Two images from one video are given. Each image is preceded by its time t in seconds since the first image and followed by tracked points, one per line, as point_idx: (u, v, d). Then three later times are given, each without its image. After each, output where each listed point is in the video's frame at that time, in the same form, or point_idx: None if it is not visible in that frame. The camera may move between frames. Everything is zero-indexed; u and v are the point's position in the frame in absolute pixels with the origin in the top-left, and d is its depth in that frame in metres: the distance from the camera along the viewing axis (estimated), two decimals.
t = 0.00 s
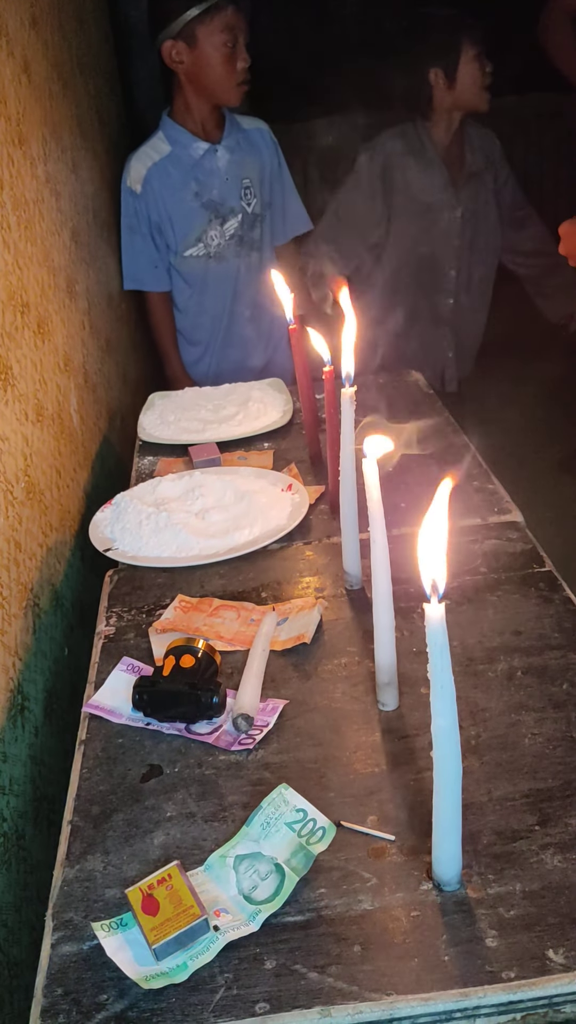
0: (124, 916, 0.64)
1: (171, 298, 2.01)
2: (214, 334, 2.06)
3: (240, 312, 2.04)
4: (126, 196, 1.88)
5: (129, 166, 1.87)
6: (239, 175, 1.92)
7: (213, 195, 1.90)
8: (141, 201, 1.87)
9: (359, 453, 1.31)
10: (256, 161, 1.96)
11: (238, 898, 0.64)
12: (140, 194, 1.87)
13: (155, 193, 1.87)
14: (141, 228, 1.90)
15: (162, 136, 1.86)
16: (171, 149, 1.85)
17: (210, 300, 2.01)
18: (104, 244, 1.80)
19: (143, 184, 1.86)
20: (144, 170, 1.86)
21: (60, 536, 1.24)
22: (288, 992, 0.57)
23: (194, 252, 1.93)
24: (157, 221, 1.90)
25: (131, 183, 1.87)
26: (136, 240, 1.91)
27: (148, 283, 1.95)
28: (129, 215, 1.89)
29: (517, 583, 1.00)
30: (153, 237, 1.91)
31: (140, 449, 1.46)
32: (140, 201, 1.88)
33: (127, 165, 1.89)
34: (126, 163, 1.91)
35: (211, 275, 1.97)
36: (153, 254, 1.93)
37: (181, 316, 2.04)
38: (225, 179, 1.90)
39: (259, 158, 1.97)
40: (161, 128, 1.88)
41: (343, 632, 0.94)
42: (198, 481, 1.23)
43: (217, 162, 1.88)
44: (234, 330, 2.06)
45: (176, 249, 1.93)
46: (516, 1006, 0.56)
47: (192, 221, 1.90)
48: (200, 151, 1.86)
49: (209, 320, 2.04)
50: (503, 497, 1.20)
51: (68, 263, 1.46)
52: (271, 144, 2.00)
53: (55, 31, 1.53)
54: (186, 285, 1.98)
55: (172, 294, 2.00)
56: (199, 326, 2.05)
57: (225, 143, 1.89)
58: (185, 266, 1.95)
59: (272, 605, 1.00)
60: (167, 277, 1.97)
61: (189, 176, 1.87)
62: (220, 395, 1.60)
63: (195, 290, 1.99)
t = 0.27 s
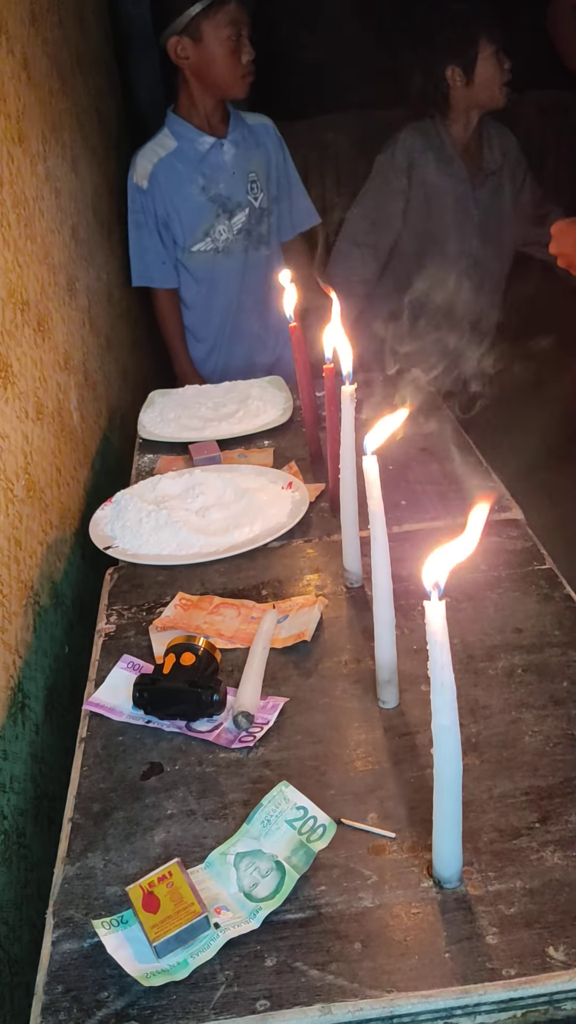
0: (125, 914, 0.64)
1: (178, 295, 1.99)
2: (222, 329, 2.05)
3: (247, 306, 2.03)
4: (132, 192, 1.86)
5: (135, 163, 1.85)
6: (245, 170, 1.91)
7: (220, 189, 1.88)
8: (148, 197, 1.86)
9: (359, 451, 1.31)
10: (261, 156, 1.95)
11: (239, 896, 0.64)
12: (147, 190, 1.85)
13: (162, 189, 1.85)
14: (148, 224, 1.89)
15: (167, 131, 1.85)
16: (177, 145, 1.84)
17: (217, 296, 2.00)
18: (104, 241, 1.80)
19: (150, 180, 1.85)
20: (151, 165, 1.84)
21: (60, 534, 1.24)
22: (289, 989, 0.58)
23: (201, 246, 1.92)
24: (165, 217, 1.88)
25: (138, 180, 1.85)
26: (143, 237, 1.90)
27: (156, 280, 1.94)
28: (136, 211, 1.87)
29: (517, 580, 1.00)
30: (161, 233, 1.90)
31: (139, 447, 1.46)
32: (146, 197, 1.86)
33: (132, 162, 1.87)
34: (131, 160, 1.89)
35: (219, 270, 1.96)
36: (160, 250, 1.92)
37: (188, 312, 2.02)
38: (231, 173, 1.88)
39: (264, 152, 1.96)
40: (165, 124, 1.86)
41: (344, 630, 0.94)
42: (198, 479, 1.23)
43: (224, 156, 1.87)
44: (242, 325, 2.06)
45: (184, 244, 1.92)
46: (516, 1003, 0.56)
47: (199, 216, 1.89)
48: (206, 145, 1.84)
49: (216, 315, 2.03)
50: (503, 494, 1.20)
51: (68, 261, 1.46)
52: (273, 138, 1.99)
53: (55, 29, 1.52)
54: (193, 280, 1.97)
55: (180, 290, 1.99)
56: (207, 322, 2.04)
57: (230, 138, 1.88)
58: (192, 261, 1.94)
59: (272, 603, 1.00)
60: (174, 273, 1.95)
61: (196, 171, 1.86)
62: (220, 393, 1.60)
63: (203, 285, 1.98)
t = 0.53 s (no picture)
0: (125, 911, 0.64)
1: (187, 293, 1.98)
2: (232, 327, 2.03)
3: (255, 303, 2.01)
4: (138, 190, 1.86)
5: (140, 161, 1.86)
6: (251, 165, 1.90)
7: (226, 184, 1.88)
8: (154, 194, 1.85)
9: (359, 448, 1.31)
10: (267, 151, 1.95)
11: (239, 893, 0.65)
12: (153, 187, 1.85)
13: (168, 186, 1.85)
14: (155, 221, 1.88)
15: (172, 128, 1.85)
16: (182, 141, 1.84)
17: (226, 293, 1.98)
18: (104, 239, 1.80)
19: (156, 177, 1.85)
20: (156, 162, 1.84)
21: (60, 532, 1.24)
22: (289, 986, 0.58)
23: (209, 243, 1.90)
24: (171, 214, 1.87)
25: (144, 177, 1.85)
26: (150, 235, 1.90)
27: (163, 278, 1.94)
28: (143, 209, 1.88)
29: (517, 577, 1.00)
30: (167, 230, 1.90)
31: (140, 444, 1.46)
32: (152, 194, 1.86)
33: (138, 160, 1.87)
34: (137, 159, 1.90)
35: (228, 267, 1.94)
36: (167, 247, 1.91)
37: (197, 310, 2.01)
38: (237, 168, 1.88)
39: (269, 148, 1.96)
40: (171, 121, 1.87)
41: (344, 627, 0.94)
42: (198, 477, 1.23)
43: (229, 152, 1.87)
44: (251, 322, 2.04)
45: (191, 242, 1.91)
46: (517, 999, 0.56)
47: (206, 212, 1.88)
48: (211, 140, 1.84)
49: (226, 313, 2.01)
50: (504, 492, 1.20)
51: (68, 259, 1.45)
52: (281, 137, 2.00)
53: (55, 26, 1.52)
54: (201, 278, 1.95)
55: (188, 288, 1.97)
56: (215, 321, 2.02)
57: (235, 133, 1.88)
58: (200, 259, 1.92)
59: (272, 600, 1.00)
60: (182, 271, 1.94)
61: (201, 166, 1.85)
62: (219, 390, 1.60)
63: (210, 283, 1.96)
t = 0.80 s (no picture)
0: (126, 909, 0.64)
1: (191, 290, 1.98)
2: (235, 325, 2.03)
3: (259, 300, 2.01)
4: (143, 187, 1.88)
5: (145, 157, 1.87)
6: (256, 161, 1.89)
7: (230, 181, 1.88)
8: (158, 191, 1.87)
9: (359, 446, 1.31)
10: (272, 148, 1.94)
11: (239, 890, 0.65)
12: (157, 183, 1.86)
13: (171, 183, 1.86)
14: (159, 217, 1.89)
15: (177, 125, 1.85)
16: (186, 138, 1.84)
17: (230, 290, 1.98)
18: (104, 236, 1.80)
19: (160, 174, 1.86)
20: (160, 159, 1.85)
21: (61, 530, 1.24)
22: (290, 983, 0.58)
23: (212, 239, 1.91)
24: (175, 210, 1.88)
25: (147, 174, 1.86)
26: (154, 231, 1.91)
27: (167, 275, 1.94)
28: (147, 206, 1.89)
29: (518, 575, 1.00)
30: (171, 227, 1.91)
31: (140, 442, 1.46)
32: (156, 191, 1.87)
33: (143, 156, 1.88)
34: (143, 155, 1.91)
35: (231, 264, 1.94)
36: (171, 243, 1.92)
37: (201, 308, 2.01)
38: (242, 165, 1.87)
39: (275, 145, 1.95)
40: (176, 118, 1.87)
41: (344, 625, 0.94)
42: (198, 474, 1.23)
43: (233, 149, 1.86)
44: (255, 319, 2.03)
45: (194, 238, 1.91)
46: (517, 996, 0.56)
47: (209, 208, 1.88)
48: (215, 137, 1.84)
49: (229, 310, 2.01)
50: (504, 489, 1.20)
51: (68, 257, 1.45)
52: (286, 135, 1.98)
53: (54, 23, 1.52)
54: (205, 275, 1.95)
55: (192, 285, 1.98)
56: (219, 318, 2.02)
57: (240, 129, 1.87)
58: (203, 255, 1.93)
59: (272, 598, 1.00)
60: (185, 268, 1.95)
61: (205, 163, 1.85)
62: (219, 388, 1.60)
63: (214, 280, 1.96)
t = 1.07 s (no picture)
0: (126, 906, 0.64)
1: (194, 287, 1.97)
2: (238, 322, 2.03)
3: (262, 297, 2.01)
4: (147, 182, 1.86)
5: (149, 153, 1.85)
6: (260, 157, 1.89)
7: (235, 177, 1.87)
8: (163, 187, 1.85)
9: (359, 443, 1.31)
10: (275, 144, 1.94)
11: (240, 887, 0.65)
12: (163, 180, 1.85)
13: (177, 178, 1.84)
14: (164, 214, 1.88)
15: (181, 120, 1.84)
16: (192, 133, 1.83)
17: (234, 286, 1.98)
18: (104, 234, 1.79)
19: (166, 170, 1.84)
20: (166, 155, 1.84)
21: (61, 527, 1.24)
22: (290, 980, 0.58)
23: (217, 236, 1.90)
24: (180, 207, 1.87)
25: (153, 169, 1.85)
26: (158, 228, 1.89)
27: (171, 272, 1.93)
28: (151, 202, 1.87)
29: (518, 572, 1.00)
30: (176, 223, 1.89)
31: (140, 440, 1.46)
32: (161, 187, 1.86)
33: (147, 152, 1.87)
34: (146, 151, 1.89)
35: (236, 260, 1.94)
36: (175, 240, 1.91)
37: (203, 305, 2.00)
38: (246, 161, 1.87)
39: (277, 141, 1.95)
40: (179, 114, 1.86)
41: (344, 622, 0.94)
42: (198, 472, 1.23)
43: (238, 145, 1.86)
44: (257, 316, 2.04)
45: (199, 235, 1.90)
46: (517, 993, 0.56)
47: (215, 204, 1.87)
48: (221, 133, 1.83)
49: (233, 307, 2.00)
50: (504, 487, 1.20)
51: (68, 254, 1.45)
52: (287, 131, 1.99)
53: (54, 20, 1.52)
54: (208, 272, 1.95)
55: (195, 282, 1.97)
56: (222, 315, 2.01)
57: (244, 125, 1.87)
58: (208, 252, 1.92)
59: (273, 596, 1.00)
60: (189, 264, 1.94)
61: (211, 159, 1.84)
62: (219, 386, 1.60)
63: (217, 277, 1.96)
